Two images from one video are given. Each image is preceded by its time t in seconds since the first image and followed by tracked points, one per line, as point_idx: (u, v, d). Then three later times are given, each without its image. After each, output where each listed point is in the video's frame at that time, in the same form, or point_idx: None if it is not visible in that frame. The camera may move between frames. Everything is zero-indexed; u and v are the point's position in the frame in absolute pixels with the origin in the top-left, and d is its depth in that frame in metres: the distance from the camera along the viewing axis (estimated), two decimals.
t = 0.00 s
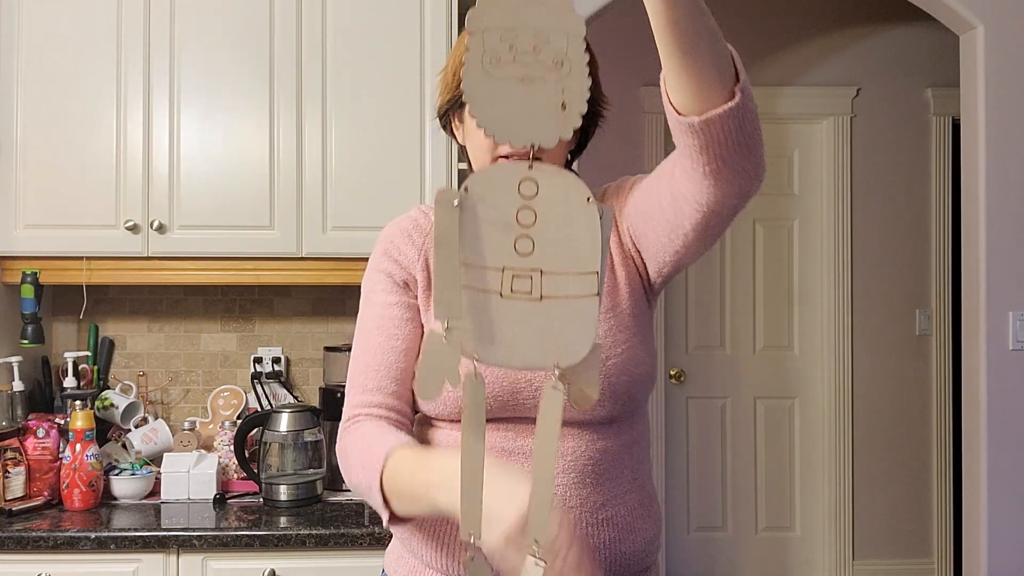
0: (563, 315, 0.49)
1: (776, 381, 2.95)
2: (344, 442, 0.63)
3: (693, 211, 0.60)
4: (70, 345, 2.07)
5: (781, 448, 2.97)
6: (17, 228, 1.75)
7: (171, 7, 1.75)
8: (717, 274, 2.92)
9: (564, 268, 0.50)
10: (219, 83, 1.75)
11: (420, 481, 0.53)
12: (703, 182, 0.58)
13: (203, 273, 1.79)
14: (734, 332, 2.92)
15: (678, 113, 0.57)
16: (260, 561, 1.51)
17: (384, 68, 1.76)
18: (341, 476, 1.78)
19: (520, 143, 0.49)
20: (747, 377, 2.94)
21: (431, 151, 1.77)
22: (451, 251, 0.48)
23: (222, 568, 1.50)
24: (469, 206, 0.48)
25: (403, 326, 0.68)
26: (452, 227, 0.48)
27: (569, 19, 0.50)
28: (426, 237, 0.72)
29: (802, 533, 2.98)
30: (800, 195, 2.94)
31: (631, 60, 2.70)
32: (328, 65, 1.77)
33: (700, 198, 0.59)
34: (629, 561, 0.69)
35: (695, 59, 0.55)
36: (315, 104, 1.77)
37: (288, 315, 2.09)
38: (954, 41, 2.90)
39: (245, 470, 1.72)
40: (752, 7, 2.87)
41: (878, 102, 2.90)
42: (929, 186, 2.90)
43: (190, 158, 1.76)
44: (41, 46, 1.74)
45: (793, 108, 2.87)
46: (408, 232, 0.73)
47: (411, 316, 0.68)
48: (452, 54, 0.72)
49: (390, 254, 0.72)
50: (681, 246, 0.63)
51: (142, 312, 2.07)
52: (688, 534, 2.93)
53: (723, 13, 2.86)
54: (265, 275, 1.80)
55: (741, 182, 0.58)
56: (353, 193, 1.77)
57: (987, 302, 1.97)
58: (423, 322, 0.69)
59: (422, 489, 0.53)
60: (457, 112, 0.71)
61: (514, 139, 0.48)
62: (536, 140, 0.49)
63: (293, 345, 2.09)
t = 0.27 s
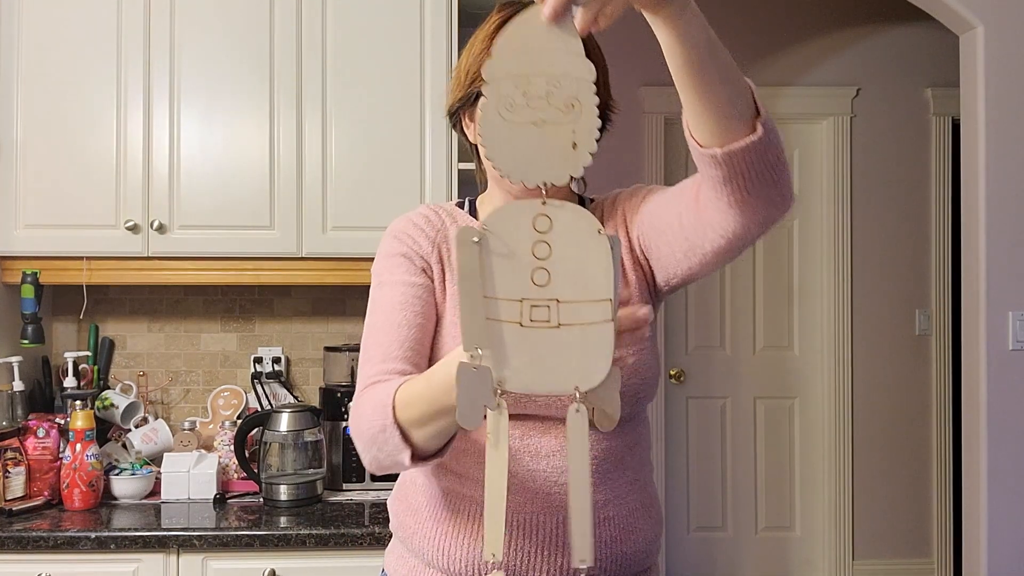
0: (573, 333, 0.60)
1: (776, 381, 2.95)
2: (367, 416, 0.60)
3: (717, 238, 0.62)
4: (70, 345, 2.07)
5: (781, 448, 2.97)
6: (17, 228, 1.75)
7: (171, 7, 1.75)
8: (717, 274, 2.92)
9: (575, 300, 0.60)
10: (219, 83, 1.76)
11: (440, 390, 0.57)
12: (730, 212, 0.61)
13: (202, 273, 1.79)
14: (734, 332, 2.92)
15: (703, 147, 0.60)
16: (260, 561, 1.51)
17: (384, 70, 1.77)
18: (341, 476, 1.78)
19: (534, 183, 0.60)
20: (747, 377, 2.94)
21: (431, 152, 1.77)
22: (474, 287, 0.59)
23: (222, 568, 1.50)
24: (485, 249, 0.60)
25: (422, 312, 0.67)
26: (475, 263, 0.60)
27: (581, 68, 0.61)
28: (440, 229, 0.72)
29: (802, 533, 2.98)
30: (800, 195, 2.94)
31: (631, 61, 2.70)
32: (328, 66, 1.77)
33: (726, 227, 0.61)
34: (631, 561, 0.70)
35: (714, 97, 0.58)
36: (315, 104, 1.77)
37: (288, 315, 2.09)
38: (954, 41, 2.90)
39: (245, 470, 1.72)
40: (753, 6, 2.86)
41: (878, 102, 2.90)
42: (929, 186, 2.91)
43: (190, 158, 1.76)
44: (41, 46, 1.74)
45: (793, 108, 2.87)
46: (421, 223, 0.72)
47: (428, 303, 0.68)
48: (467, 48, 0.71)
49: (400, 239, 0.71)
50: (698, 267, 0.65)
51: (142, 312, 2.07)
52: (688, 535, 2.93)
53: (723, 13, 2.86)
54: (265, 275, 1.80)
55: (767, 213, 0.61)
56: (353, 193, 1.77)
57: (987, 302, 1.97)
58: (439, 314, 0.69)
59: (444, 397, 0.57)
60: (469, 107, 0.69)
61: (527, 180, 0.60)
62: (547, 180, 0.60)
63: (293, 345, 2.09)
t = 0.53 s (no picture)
0: (598, 385, 0.47)
1: (776, 381, 2.95)
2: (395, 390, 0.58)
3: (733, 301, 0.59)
4: (70, 345, 2.07)
5: (781, 447, 2.97)
6: (17, 228, 1.76)
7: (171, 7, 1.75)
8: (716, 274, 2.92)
9: (614, 350, 0.47)
10: (219, 83, 1.76)
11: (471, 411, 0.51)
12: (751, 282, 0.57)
13: (203, 273, 1.79)
14: (734, 331, 2.93)
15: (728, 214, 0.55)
16: (260, 561, 1.51)
17: (384, 70, 1.77)
18: (341, 476, 1.78)
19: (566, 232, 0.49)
20: (746, 376, 2.94)
21: (431, 152, 1.77)
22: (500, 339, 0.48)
23: (222, 568, 1.50)
24: (531, 302, 0.47)
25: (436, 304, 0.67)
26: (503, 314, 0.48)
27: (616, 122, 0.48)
28: (446, 230, 0.73)
29: (802, 533, 2.98)
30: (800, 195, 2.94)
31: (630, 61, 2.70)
32: (328, 66, 1.77)
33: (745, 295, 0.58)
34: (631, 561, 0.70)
35: (749, 174, 0.52)
36: (315, 104, 1.77)
37: (289, 315, 2.10)
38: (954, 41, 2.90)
39: (245, 470, 1.72)
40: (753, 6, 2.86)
41: (878, 102, 2.90)
42: (928, 186, 2.91)
43: (190, 158, 1.76)
44: (41, 46, 1.75)
45: (793, 108, 2.87)
46: (427, 223, 0.73)
47: (442, 298, 0.69)
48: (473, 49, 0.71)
49: (410, 238, 0.72)
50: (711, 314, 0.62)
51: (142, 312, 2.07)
52: (688, 534, 2.93)
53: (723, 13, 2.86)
54: (265, 275, 1.80)
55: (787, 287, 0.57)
56: (353, 193, 1.77)
57: (987, 302, 1.98)
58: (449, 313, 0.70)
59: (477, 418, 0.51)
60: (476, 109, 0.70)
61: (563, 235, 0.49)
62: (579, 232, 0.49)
63: (293, 345, 2.09)
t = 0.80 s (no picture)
0: (574, 412, 0.53)
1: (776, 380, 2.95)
2: (389, 410, 0.61)
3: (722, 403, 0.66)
4: (70, 345, 2.07)
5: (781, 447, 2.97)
6: (18, 228, 1.76)
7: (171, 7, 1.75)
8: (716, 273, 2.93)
9: (600, 389, 0.53)
10: (219, 83, 1.76)
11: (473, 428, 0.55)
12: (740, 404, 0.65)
13: (202, 272, 1.79)
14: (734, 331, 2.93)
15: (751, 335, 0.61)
16: (260, 561, 1.51)
17: (383, 69, 1.77)
18: (341, 476, 1.78)
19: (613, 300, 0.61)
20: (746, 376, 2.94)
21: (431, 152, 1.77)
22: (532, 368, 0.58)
23: (222, 568, 1.50)
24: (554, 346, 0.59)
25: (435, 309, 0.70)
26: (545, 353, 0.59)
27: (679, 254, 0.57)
28: (448, 231, 0.76)
29: (802, 533, 2.98)
30: (801, 195, 2.94)
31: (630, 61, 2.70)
32: (328, 66, 1.77)
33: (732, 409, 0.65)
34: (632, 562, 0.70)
35: (778, 333, 0.58)
36: (315, 104, 1.77)
37: (288, 315, 2.09)
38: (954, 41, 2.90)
39: (245, 470, 1.72)
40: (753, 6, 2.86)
41: (878, 102, 2.90)
42: (928, 186, 2.91)
43: (190, 158, 1.76)
44: (40, 46, 1.74)
45: (793, 108, 2.87)
46: (429, 224, 0.76)
47: (442, 302, 0.72)
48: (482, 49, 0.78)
49: (411, 241, 0.74)
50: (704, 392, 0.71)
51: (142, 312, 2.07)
52: (688, 534, 2.93)
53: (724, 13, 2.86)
54: (265, 275, 1.80)
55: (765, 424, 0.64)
56: (353, 193, 1.77)
57: (987, 302, 1.98)
58: (451, 313, 0.73)
59: (478, 440, 0.55)
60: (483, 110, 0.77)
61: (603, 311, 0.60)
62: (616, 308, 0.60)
63: (293, 345, 2.09)
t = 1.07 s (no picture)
0: (535, 469, 0.56)
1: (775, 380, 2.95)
2: (374, 423, 0.67)
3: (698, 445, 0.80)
4: (70, 345, 2.07)
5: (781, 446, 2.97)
6: (18, 228, 1.76)
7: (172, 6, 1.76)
8: (716, 273, 2.93)
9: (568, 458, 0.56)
10: (220, 82, 1.76)
11: (450, 466, 0.61)
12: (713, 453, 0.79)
13: (203, 272, 1.80)
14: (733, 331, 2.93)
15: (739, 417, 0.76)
16: (261, 560, 1.51)
17: (383, 67, 1.77)
18: (341, 475, 1.78)
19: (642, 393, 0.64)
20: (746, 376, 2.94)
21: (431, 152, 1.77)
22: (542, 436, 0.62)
23: (222, 568, 1.50)
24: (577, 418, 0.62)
25: (433, 318, 0.74)
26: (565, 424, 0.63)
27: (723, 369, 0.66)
28: (456, 231, 0.79)
29: (802, 533, 2.98)
30: (801, 195, 2.94)
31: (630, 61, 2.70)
32: (329, 66, 1.77)
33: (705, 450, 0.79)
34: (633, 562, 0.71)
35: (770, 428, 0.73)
36: (316, 104, 1.77)
37: (288, 315, 2.10)
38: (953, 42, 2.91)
39: (245, 469, 1.73)
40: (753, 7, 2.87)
41: (878, 102, 2.91)
42: (927, 186, 2.91)
43: (190, 157, 1.76)
44: (40, 45, 1.75)
45: (793, 108, 2.87)
46: (436, 222, 0.79)
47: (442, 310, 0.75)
48: (504, 48, 0.78)
49: (413, 242, 0.77)
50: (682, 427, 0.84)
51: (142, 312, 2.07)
52: (688, 534, 2.94)
53: (723, 14, 2.86)
54: (265, 275, 1.80)
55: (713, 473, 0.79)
56: (354, 193, 1.77)
57: (987, 301, 1.98)
58: (450, 314, 0.76)
59: (447, 479, 0.60)
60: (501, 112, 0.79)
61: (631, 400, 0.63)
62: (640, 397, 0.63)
63: (293, 345, 2.10)
